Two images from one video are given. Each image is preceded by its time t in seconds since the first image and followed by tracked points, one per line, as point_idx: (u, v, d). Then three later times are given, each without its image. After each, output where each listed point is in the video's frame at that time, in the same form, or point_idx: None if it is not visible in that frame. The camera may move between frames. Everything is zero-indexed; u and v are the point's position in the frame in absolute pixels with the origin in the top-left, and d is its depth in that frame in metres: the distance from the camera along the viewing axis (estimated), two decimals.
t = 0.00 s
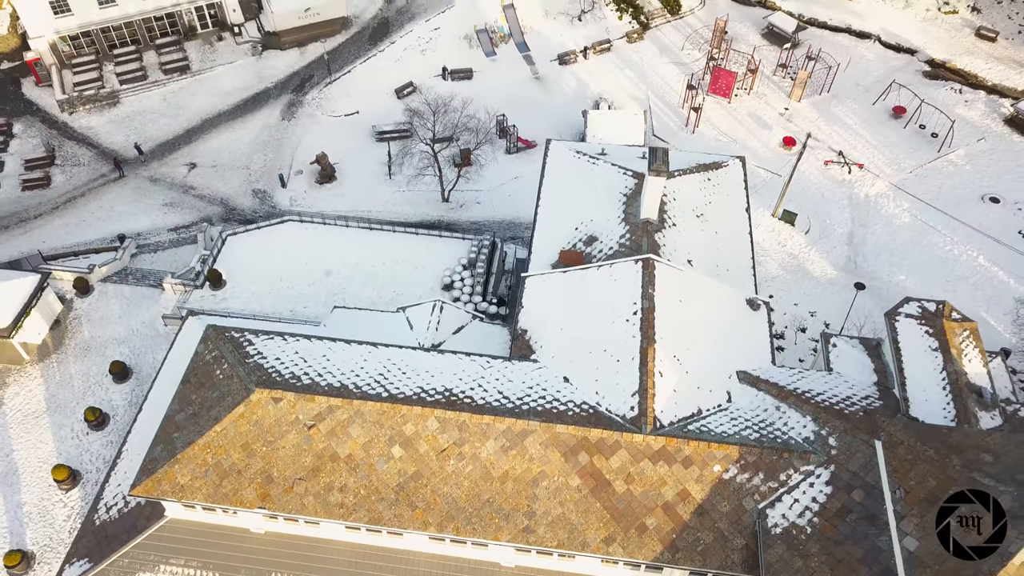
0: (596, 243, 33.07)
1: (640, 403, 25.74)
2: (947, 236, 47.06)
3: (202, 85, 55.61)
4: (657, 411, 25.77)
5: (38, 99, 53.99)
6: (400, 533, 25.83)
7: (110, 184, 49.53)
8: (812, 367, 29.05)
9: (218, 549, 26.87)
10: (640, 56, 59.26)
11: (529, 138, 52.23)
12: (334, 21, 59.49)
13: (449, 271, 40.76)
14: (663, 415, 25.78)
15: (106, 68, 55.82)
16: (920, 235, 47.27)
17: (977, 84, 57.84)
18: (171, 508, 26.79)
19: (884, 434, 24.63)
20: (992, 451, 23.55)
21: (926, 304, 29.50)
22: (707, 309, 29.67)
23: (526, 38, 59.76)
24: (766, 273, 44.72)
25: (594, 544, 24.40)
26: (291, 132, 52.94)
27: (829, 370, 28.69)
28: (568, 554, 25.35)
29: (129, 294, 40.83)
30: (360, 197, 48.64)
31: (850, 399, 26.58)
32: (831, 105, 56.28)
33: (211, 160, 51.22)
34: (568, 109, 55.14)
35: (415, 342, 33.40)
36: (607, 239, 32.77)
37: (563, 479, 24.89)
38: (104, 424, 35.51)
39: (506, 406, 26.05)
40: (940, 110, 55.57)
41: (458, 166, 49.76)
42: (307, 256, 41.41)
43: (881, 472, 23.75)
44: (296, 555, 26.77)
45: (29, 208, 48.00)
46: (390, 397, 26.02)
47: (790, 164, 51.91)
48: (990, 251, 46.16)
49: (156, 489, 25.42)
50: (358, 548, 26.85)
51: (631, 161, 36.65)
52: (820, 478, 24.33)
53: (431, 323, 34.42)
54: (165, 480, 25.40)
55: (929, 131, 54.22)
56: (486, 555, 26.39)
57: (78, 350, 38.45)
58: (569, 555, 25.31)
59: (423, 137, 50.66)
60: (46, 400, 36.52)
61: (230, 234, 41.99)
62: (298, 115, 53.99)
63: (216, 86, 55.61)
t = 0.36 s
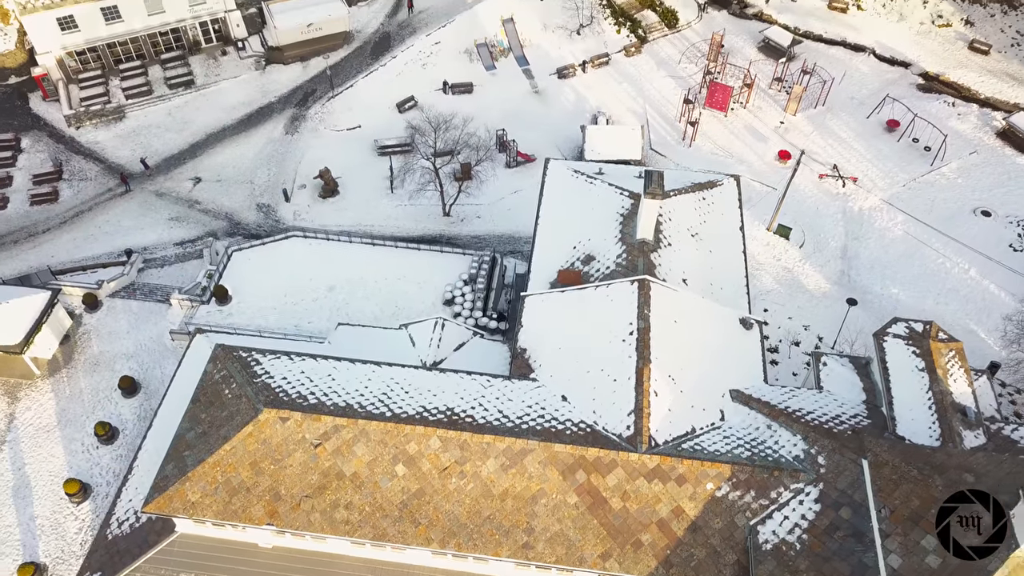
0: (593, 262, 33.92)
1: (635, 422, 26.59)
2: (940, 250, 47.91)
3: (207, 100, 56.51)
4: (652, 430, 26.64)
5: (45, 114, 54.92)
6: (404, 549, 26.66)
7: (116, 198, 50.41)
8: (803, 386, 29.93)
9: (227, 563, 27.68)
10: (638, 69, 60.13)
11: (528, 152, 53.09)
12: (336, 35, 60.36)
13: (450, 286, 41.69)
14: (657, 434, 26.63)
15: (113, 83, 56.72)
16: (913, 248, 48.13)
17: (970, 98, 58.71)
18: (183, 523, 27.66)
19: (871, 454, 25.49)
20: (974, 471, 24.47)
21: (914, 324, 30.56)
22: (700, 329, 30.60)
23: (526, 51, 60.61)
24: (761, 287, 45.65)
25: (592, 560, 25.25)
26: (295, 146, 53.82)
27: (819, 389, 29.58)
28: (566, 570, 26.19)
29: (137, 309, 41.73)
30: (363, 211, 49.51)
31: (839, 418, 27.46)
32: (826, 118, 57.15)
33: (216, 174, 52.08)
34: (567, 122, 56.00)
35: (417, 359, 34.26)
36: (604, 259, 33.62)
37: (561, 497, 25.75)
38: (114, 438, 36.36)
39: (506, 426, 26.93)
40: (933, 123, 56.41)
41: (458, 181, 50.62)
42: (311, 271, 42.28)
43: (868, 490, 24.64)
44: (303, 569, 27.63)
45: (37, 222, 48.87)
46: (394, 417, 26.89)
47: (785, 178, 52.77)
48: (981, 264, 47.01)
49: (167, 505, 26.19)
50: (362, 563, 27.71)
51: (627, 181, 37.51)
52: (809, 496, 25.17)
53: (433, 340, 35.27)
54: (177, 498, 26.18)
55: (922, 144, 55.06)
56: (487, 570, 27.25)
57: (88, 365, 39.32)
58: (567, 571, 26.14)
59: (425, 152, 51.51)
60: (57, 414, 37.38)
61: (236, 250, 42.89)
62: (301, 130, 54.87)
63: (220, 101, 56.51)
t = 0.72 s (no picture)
0: (591, 277, 34.63)
1: (632, 437, 27.25)
2: (933, 261, 48.62)
3: (210, 111, 57.23)
4: (649, 445, 27.34)
5: (51, 126, 55.67)
6: (406, 561, 27.34)
7: (122, 209, 51.11)
8: (797, 401, 30.68)
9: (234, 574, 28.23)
10: (636, 80, 60.86)
11: (528, 163, 53.81)
12: (338, 47, 61.11)
13: (451, 298, 42.41)
14: (654, 449, 27.33)
15: (118, 95, 57.47)
16: (907, 259, 48.85)
17: (964, 108, 59.43)
18: (191, 535, 28.25)
19: (860, 469, 26.22)
20: (961, 486, 25.14)
21: (905, 341, 31.35)
22: (696, 345, 31.33)
23: (526, 63, 61.35)
24: (757, 298, 46.41)
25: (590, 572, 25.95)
26: (297, 158, 54.53)
27: (812, 404, 30.32)
28: None
29: (143, 321, 42.45)
30: (364, 222, 50.20)
31: (831, 433, 28.21)
32: (822, 129, 57.88)
33: (219, 185, 52.79)
34: (566, 133, 56.70)
35: (419, 372, 34.97)
36: (602, 274, 34.34)
37: (560, 510, 26.45)
38: (121, 449, 37.04)
39: (506, 440, 27.63)
40: (927, 135, 57.09)
41: (459, 192, 51.35)
42: (315, 284, 42.99)
43: (858, 505, 25.38)
44: None
45: (44, 234, 49.56)
46: (397, 432, 27.60)
47: (782, 189, 53.46)
48: (973, 275, 47.73)
49: (176, 518, 26.85)
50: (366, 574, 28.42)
51: (625, 197, 38.24)
52: (801, 510, 25.89)
53: (435, 353, 35.97)
54: (186, 511, 26.85)
55: (916, 155, 55.76)
56: None
57: (95, 377, 40.02)
58: None
59: (426, 163, 52.21)
60: (65, 425, 38.07)
61: (240, 262, 43.61)
62: (304, 141, 55.60)
63: (223, 112, 57.25)
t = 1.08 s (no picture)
0: (590, 291, 35.31)
1: (629, 450, 27.93)
2: (927, 271, 49.29)
3: (214, 122, 57.94)
4: (645, 458, 28.02)
5: (57, 137, 56.38)
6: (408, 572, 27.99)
7: (127, 220, 51.81)
8: (790, 414, 31.41)
9: None
10: (635, 91, 61.56)
11: (527, 174, 54.51)
12: (340, 58, 61.79)
13: (452, 310, 43.10)
14: (650, 462, 28.01)
15: (122, 105, 58.16)
16: (901, 269, 49.53)
17: (959, 118, 60.09)
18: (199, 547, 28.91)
19: (851, 483, 26.94)
20: (946, 498, 25.62)
21: (896, 354, 32.03)
22: (692, 359, 32.05)
23: (525, 73, 62.05)
24: (753, 308, 47.12)
25: None
26: (300, 168, 55.21)
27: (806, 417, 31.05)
28: None
29: (149, 332, 43.15)
30: (366, 232, 50.90)
31: (823, 446, 28.94)
32: (818, 139, 58.57)
33: (223, 196, 53.47)
34: (565, 144, 57.38)
35: (420, 385, 35.65)
36: (600, 288, 35.01)
37: (558, 523, 27.14)
38: (128, 460, 37.71)
39: (506, 454, 28.34)
40: (922, 145, 57.75)
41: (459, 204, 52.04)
42: (317, 295, 43.67)
43: (848, 517, 26.09)
44: None
45: (50, 245, 50.26)
46: (400, 446, 28.31)
47: (778, 199, 54.15)
48: (966, 286, 48.42)
49: (185, 530, 27.50)
50: None
51: (623, 211, 38.95)
52: (793, 522, 26.59)
53: (436, 365, 36.65)
54: (194, 523, 27.49)
55: (911, 165, 56.40)
56: None
57: (102, 388, 40.71)
58: None
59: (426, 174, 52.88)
60: (73, 436, 38.75)
61: (244, 273, 44.22)
62: (306, 152, 56.30)
63: (227, 123, 57.96)
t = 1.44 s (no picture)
0: (587, 306, 36.06)
1: (625, 465, 28.73)
2: (920, 282, 50.12)
3: (217, 134, 58.73)
4: (641, 472, 28.77)
5: (63, 149, 57.15)
6: None
7: (132, 232, 52.59)
8: (782, 428, 32.39)
9: None
10: (632, 102, 62.40)
11: (526, 186, 55.38)
12: (341, 69, 62.56)
13: (451, 322, 43.97)
14: (646, 476, 28.78)
15: (126, 117, 58.92)
16: (894, 281, 50.34)
17: (952, 129, 60.96)
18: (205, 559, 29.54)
19: (840, 498, 27.78)
20: (932, 515, 26.83)
21: (885, 370, 32.96)
22: (686, 374, 32.95)
23: (525, 85, 62.85)
24: (748, 319, 47.96)
25: None
26: (302, 180, 55.99)
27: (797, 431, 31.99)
28: None
29: (155, 344, 43.95)
30: (368, 244, 51.72)
31: (813, 460, 29.88)
32: (813, 150, 59.39)
33: (226, 208, 54.24)
34: (564, 155, 58.17)
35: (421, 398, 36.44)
36: (597, 302, 35.74)
37: (557, 535, 27.93)
38: (136, 470, 38.56)
39: (505, 468, 29.16)
40: (916, 156, 58.58)
41: (459, 216, 52.86)
42: (320, 307, 44.48)
43: (837, 531, 26.91)
44: None
45: (56, 256, 51.03)
46: (402, 461, 29.11)
47: (773, 210, 54.93)
48: (958, 297, 49.27)
49: (192, 544, 28.17)
50: None
51: (619, 227, 39.86)
52: (784, 535, 27.21)
53: (437, 379, 37.46)
54: (201, 536, 28.19)
55: (905, 176, 57.21)
56: None
57: (110, 399, 41.51)
58: None
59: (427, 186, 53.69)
60: (81, 447, 39.54)
61: (249, 286, 45.00)
62: (308, 163, 57.10)
63: (230, 135, 58.75)
